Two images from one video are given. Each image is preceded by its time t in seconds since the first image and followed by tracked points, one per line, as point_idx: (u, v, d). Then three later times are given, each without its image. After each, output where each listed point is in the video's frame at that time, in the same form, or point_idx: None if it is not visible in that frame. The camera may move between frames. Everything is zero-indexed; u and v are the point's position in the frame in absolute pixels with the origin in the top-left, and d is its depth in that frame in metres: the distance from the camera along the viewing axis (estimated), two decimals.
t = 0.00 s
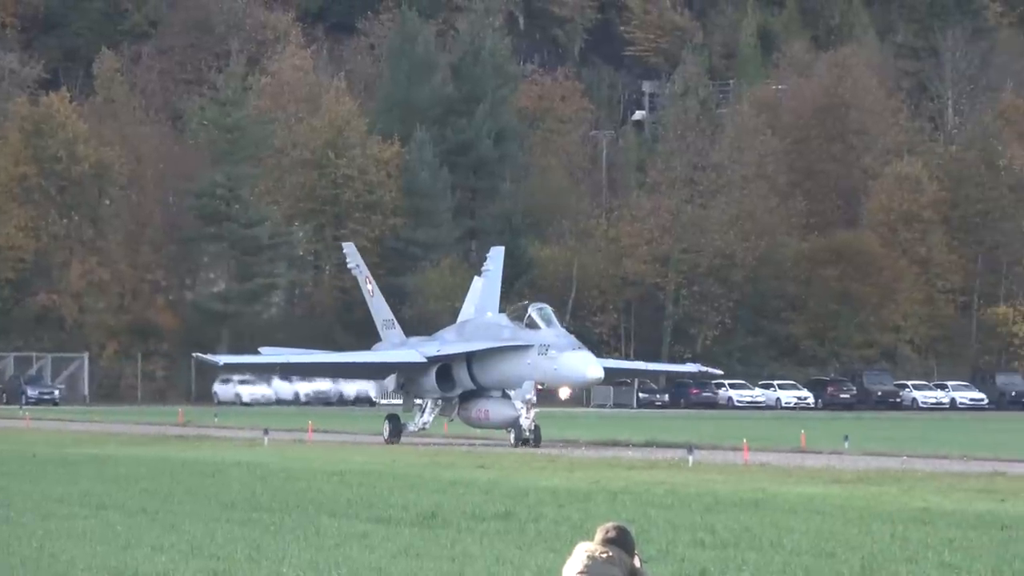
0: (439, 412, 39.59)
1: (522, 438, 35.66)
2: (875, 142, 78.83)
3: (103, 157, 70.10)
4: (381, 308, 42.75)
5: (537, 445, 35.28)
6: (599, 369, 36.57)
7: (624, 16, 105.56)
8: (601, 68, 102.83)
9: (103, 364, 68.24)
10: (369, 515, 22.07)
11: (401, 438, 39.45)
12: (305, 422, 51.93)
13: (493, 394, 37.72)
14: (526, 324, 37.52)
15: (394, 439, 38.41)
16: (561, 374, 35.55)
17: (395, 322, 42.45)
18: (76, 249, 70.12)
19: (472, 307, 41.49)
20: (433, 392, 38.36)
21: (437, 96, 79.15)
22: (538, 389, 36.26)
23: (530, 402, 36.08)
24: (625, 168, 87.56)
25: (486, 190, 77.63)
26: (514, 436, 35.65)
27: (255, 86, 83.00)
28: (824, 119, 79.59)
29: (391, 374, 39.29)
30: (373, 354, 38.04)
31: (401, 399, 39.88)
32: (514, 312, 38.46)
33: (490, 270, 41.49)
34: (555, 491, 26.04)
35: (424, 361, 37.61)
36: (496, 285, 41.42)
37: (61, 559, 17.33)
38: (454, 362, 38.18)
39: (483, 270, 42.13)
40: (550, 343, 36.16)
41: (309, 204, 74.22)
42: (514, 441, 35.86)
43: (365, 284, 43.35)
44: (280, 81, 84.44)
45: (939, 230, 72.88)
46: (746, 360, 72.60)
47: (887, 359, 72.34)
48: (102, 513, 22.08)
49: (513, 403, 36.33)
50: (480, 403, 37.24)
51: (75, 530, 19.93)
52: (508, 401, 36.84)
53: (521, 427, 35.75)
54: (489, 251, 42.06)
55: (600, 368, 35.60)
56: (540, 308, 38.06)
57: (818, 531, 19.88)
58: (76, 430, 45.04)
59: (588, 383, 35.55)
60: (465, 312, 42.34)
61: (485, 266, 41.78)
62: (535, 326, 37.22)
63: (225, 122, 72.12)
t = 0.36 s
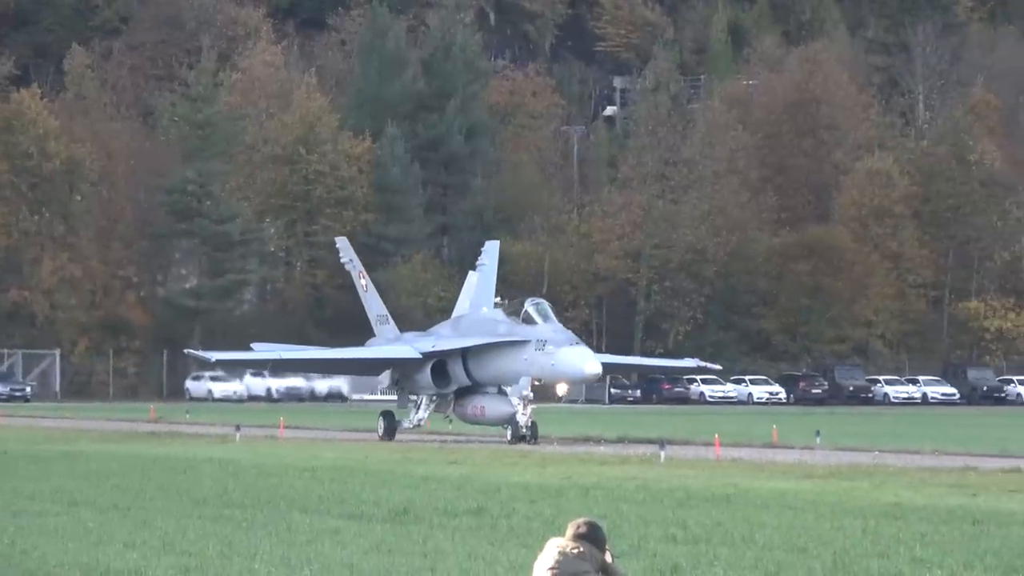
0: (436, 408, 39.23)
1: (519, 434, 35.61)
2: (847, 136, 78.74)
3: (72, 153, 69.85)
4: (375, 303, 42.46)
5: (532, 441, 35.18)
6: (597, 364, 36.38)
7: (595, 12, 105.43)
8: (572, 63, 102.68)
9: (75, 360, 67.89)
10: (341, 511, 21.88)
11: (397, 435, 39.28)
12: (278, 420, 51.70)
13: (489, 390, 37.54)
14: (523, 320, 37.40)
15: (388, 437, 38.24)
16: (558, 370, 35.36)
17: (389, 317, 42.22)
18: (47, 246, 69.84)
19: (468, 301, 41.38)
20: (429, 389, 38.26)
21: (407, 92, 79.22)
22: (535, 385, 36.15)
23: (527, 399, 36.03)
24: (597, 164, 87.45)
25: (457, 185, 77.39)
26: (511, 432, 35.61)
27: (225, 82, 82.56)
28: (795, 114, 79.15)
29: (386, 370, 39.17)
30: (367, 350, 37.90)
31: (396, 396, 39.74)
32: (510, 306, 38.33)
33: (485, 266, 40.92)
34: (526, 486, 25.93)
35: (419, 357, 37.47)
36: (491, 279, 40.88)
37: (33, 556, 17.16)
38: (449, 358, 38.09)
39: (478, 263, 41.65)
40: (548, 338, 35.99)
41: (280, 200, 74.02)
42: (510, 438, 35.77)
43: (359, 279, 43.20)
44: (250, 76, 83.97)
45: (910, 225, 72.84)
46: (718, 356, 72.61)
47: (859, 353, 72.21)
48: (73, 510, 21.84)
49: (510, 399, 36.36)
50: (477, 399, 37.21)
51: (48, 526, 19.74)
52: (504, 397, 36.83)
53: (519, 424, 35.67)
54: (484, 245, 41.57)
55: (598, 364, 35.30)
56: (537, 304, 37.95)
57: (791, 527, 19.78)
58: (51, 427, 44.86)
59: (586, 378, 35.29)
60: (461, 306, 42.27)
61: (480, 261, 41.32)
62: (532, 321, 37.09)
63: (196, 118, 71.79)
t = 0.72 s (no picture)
0: (433, 404, 39.02)
1: (518, 430, 35.34)
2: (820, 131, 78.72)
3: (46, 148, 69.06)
4: (372, 297, 42.27)
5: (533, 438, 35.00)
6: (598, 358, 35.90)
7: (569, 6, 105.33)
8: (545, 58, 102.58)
9: (48, 355, 67.88)
10: (316, 506, 21.74)
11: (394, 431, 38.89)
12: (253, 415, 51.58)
13: (488, 385, 37.29)
14: (523, 313, 37.03)
15: (386, 432, 37.71)
16: (558, 364, 34.91)
17: (386, 312, 42.02)
18: (20, 241, 69.29)
19: (466, 296, 41.18)
20: (426, 383, 37.99)
21: (381, 87, 78.56)
22: (535, 379, 35.74)
23: (526, 394, 35.70)
24: (570, 158, 87.36)
25: (431, 180, 77.17)
26: (511, 429, 35.31)
27: (199, 77, 82.15)
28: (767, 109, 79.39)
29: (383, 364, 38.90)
30: (365, 345, 37.76)
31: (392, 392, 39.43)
32: (510, 301, 38.05)
33: (485, 260, 40.89)
34: (501, 481, 25.82)
35: (417, 351, 37.31)
36: (490, 272, 40.93)
37: (7, 552, 17.03)
38: (447, 352, 37.85)
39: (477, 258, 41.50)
40: (547, 333, 35.60)
41: (254, 195, 73.92)
42: (510, 434, 35.51)
43: (356, 272, 42.81)
44: (224, 71, 83.56)
45: (883, 218, 73.16)
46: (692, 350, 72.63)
47: (833, 347, 72.47)
48: (47, 505, 21.65)
49: (507, 394, 36.05)
50: (476, 394, 36.85)
51: (22, 523, 19.57)
52: (503, 392, 36.50)
53: (518, 419, 35.39)
54: (483, 239, 41.43)
55: (598, 358, 34.92)
56: (538, 298, 37.60)
57: (766, 521, 19.73)
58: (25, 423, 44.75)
59: (586, 373, 34.87)
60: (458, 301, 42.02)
61: (480, 254, 41.22)
62: (532, 315, 36.75)
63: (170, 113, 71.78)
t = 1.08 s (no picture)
0: (434, 399, 38.71)
1: (520, 425, 35.04)
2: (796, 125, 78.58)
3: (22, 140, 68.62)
4: (372, 290, 41.80)
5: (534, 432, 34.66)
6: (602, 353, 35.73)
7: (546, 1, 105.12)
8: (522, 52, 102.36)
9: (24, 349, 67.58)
10: (293, 500, 21.60)
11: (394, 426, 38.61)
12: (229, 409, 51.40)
13: (489, 379, 37.12)
14: (524, 307, 36.80)
15: (387, 426, 37.60)
16: (561, 359, 34.75)
17: (387, 305, 41.68)
18: None
19: (467, 289, 40.85)
20: (427, 377, 37.82)
21: (357, 81, 78.42)
22: (538, 374, 35.49)
23: (529, 388, 35.33)
24: (547, 152, 87.20)
25: (408, 174, 76.85)
26: (512, 424, 35.03)
27: (176, 72, 81.78)
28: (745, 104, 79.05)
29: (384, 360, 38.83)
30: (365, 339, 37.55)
31: (393, 386, 39.27)
32: (511, 293, 37.69)
33: (486, 251, 40.47)
34: (477, 475, 25.75)
35: (418, 346, 37.09)
36: (493, 265, 40.42)
37: None
38: (448, 346, 37.65)
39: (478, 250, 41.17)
40: (550, 326, 35.40)
41: (231, 190, 73.88)
42: (512, 429, 35.22)
43: (356, 265, 42.40)
44: (201, 65, 83.20)
45: (860, 212, 73.12)
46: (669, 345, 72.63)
47: (810, 342, 72.42)
48: (23, 500, 21.48)
49: (510, 388, 35.75)
50: (476, 390, 36.69)
51: None
52: (504, 387, 36.20)
53: (519, 414, 35.09)
54: (484, 232, 41.16)
55: (602, 353, 34.75)
56: (539, 291, 37.41)
57: (744, 514, 19.70)
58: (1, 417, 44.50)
59: (590, 368, 34.69)
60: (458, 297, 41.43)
61: (481, 246, 40.96)
62: (534, 309, 36.51)
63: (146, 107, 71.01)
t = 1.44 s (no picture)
0: (437, 393, 38.47)
1: (524, 421, 35.18)
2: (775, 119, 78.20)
3: None
4: (376, 284, 41.64)
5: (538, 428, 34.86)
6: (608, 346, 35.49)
7: None
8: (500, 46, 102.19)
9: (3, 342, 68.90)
10: (270, 494, 21.48)
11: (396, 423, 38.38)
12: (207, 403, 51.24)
13: (493, 374, 36.81)
14: (529, 300, 36.45)
15: (388, 422, 37.49)
16: (566, 353, 34.50)
17: (389, 299, 41.46)
18: None
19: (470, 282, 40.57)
20: (430, 372, 37.51)
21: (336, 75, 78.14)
22: (542, 368, 35.43)
23: (533, 383, 35.39)
24: (525, 147, 87.08)
25: (387, 167, 76.99)
26: (516, 419, 35.21)
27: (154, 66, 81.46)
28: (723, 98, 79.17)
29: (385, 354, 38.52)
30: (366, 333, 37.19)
31: (396, 381, 39.01)
32: (514, 286, 37.28)
33: (490, 243, 40.07)
34: (454, 469, 25.69)
35: (421, 339, 36.84)
36: (495, 258, 40.30)
37: None
38: (451, 340, 37.37)
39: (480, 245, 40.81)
40: (555, 320, 35.10)
41: (209, 183, 74.16)
42: (517, 425, 35.34)
43: (358, 258, 42.32)
44: (179, 59, 82.88)
45: (839, 206, 73.28)
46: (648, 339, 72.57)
47: (788, 336, 72.31)
48: None
49: (515, 384, 35.72)
50: (480, 384, 36.44)
51: None
52: (508, 381, 36.14)
53: (524, 409, 35.25)
54: (487, 224, 40.83)
55: (608, 346, 34.50)
56: (544, 283, 36.94)
57: (721, 509, 19.63)
58: None
59: (595, 361, 34.41)
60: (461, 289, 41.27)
61: (484, 239, 40.68)
62: (539, 302, 36.16)
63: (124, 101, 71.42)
